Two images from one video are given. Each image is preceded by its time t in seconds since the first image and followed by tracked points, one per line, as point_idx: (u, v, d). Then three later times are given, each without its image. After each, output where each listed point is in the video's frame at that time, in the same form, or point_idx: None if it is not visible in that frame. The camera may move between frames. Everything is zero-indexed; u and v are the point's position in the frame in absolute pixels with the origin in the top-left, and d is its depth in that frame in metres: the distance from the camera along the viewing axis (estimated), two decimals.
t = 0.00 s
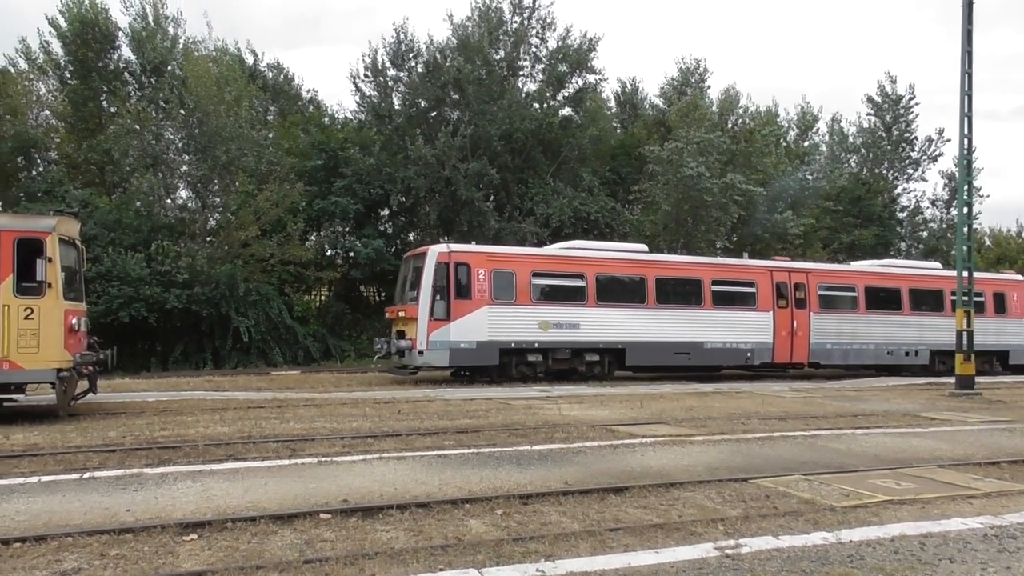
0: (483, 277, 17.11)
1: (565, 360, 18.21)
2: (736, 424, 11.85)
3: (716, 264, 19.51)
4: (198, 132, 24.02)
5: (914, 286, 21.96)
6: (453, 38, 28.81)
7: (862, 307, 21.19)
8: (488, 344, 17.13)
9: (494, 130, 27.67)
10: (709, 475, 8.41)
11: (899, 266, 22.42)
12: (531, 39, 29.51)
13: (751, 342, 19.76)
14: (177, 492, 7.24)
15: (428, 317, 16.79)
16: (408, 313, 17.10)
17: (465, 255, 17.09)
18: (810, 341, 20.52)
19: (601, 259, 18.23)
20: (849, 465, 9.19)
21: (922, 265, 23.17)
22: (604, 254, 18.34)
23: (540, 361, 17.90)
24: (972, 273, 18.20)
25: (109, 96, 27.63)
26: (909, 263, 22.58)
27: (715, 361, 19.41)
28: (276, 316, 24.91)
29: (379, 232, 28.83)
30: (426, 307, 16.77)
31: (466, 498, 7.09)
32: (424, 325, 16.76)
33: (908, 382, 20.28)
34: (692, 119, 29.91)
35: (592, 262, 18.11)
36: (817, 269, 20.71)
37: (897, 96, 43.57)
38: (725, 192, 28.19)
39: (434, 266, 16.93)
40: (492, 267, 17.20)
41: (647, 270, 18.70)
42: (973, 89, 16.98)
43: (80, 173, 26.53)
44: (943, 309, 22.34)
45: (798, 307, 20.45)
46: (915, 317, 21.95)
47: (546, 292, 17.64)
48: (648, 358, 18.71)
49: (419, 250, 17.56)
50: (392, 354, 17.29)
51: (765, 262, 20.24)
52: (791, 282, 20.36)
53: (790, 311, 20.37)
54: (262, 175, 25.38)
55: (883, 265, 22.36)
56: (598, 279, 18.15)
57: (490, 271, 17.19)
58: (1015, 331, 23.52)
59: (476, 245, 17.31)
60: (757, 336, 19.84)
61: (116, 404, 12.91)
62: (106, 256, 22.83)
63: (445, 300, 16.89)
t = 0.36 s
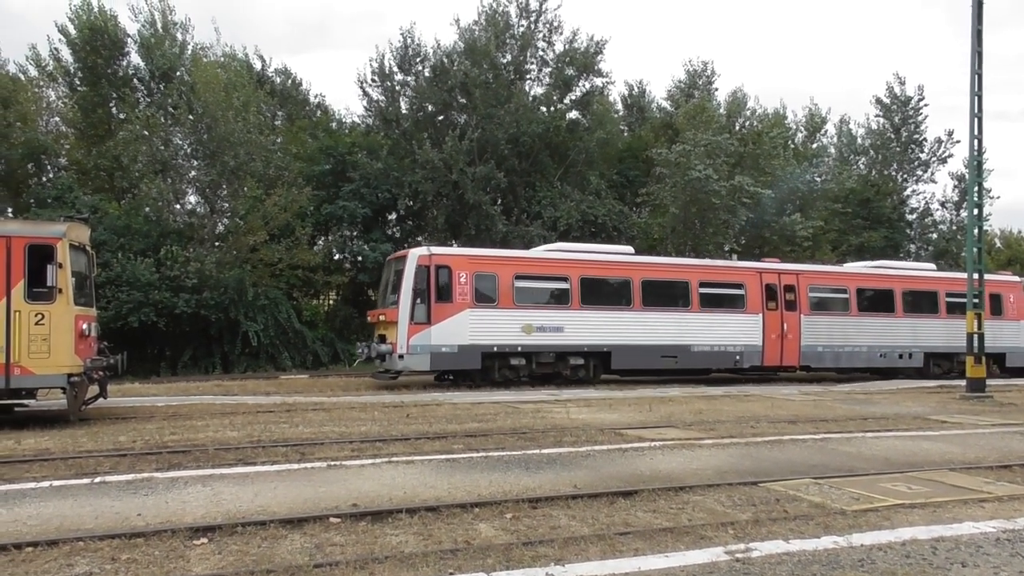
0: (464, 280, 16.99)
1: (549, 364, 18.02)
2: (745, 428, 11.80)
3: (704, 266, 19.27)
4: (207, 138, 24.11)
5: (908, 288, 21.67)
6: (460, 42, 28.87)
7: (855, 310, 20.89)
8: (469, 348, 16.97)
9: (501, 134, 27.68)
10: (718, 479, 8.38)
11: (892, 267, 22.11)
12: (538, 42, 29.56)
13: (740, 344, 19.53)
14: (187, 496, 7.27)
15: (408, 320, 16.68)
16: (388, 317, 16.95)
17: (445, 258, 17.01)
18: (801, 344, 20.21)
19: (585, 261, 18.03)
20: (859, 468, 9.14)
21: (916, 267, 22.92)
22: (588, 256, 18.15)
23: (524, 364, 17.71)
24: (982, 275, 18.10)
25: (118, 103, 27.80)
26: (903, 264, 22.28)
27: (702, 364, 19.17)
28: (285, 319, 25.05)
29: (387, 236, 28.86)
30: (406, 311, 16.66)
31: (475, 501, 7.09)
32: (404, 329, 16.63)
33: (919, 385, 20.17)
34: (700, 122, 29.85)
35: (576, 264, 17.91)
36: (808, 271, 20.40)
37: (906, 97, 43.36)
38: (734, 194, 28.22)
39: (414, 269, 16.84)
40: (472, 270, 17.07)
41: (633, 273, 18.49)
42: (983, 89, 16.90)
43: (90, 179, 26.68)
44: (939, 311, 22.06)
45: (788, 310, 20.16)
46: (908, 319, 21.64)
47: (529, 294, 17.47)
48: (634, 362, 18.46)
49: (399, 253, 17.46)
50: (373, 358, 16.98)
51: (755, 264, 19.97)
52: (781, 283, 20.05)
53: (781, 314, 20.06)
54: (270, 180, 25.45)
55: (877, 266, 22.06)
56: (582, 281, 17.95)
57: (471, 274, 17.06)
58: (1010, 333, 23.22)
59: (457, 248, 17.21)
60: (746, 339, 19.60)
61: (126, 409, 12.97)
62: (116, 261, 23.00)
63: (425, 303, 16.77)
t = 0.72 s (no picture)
0: (440, 281, 16.88)
1: (527, 366, 17.86)
2: (752, 430, 11.77)
3: (686, 267, 19.11)
4: (212, 140, 24.19)
5: (896, 289, 21.42)
6: (465, 44, 28.89)
7: (841, 311, 20.66)
8: (445, 350, 16.83)
9: (506, 136, 27.70)
10: (725, 480, 8.36)
11: (880, 267, 21.91)
12: (543, 44, 29.58)
13: (723, 346, 19.36)
14: (194, 498, 7.28)
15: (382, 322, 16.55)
16: (363, 320, 16.79)
17: (420, 259, 16.90)
18: (786, 345, 20.00)
19: (563, 262, 17.89)
20: (866, 470, 9.11)
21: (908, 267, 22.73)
22: (567, 257, 18.01)
23: (501, 366, 17.57)
24: (989, 276, 18.03)
25: (124, 105, 27.90)
26: (892, 265, 22.07)
27: (685, 366, 18.94)
28: (291, 322, 25.05)
29: (393, 238, 28.98)
30: (380, 313, 16.53)
31: (481, 503, 7.08)
32: (379, 332, 16.47)
33: (926, 386, 20.09)
34: (705, 123, 29.85)
35: (554, 265, 17.78)
36: (793, 271, 20.22)
37: (912, 98, 43.28)
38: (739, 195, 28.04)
39: (388, 270, 16.69)
40: (448, 271, 16.95)
41: (613, 273, 18.33)
42: (990, 89, 16.84)
43: (96, 181, 26.73)
44: (928, 312, 21.82)
45: (772, 311, 19.96)
46: (896, 319, 21.36)
47: (506, 296, 17.33)
48: (614, 364, 18.27)
49: (374, 254, 17.32)
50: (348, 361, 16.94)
51: (738, 264, 19.80)
52: (765, 284, 19.88)
53: (765, 315, 19.86)
54: (276, 183, 25.52)
55: (865, 266, 21.86)
56: (561, 282, 17.81)
57: (447, 275, 16.95)
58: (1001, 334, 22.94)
59: (433, 249, 17.10)
60: (729, 340, 19.40)
61: (133, 412, 13.00)
62: (122, 264, 23.04)
63: (400, 305, 16.64)
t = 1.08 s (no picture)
0: (415, 280, 16.79)
1: (504, 367, 17.73)
2: (759, 431, 11.73)
3: (667, 266, 18.95)
4: (220, 142, 24.24)
5: (884, 289, 21.20)
6: (472, 45, 28.93)
7: (828, 311, 20.46)
8: (419, 351, 16.73)
9: (513, 137, 27.69)
10: (733, 482, 8.34)
11: (869, 267, 21.68)
12: (550, 45, 29.58)
13: (706, 347, 19.16)
14: (202, 498, 7.31)
15: (356, 323, 16.46)
16: (336, 320, 16.70)
17: (395, 259, 16.81)
18: (770, 346, 19.80)
19: (542, 262, 17.78)
20: (874, 471, 9.07)
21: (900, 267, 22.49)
22: (545, 256, 17.89)
23: (478, 367, 17.45)
24: (998, 277, 17.94)
25: (132, 107, 28.01)
26: (881, 265, 21.85)
27: (666, 367, 18.76)
28: (297, 323, 25.03)
29: (399, 239, 29.09)
30: (353, 313, 16.44)
31: (488, 504, 7.09)
32: (352, 332, 16.39)
33: (935, 388, 20.00)
34: (712, 124, 29.84)
35: (532, 265, 17.67)
36: (778, 271, 20.03)
37: (921, 98, 43.12)
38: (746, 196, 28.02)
39: (361, 270, 16.62)
40: (423, 271, 16.87)
41: (593, 273, 18.18)
42: (999, 89, 16.75)
43: (105, 183, 26.72)
44: (918, 312, 21.52)
45: (757, 311, 19.78)
46: (884, 319, 21.11)
47: (482, 295, 17.22)
48: (594, 364, 18.10)
49: (348, 254, 17.23)
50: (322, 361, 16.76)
51: (722, 264, 19.65)
52: (749, 284, 19.73)
53: (749, 315, 19.69)
54: (283, 184, 25.58)
55: (852, 266, 21.68)
56: (539, 282, 17.70)
57: (422, 274, 16.86)
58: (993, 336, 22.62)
59: (408, 248, 17.02)
60: (712, 341, 19.22)
61: (141, 412, 13.06)
62: (130, 265, 23.13)
63: (373, 305, 16.55)
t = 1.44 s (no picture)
0: (385, 281, 16.40)
1: (478, 369, 17.40)
2: (765, 433, 11.71)
3: (645, 266, 18.57)
4: (227, 143, 24.25)
5: (868, 289, 20.84)
6: (478, 46, 28.95)
7: (810, 312, 20.12)
8: (389, 353, 16.36)
9: (518, 138, 27.71)
10: (739, 484, 8.32)
11: (854, 266, 21.33)
12: (555, 46, 29.60)
13: (685, 348, 18.78)
14: (208, 499, 7.33)
15: (324, 324, 16.08)
16: (303, 321, 16.30)
17: (364, 259, 16.41)
18: (751, 347, 19.48)
19: (516, 262, 17.44)
20: (881, 473, 9.04)
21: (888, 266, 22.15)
22: (519, 256, 17.53)
23: (450, 369, 17.11)
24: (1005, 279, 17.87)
25: (139, 108, 28.09)
26: (866, 265, 21.47)
27: (644, 369, 18.40)
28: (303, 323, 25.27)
29: (405, 240, 29.15)
30: (321, 314, 16.06)
31: (494, 505, 7.09)
32: (319, 333, 16.01)
33: (942, 390, 19.94)
34: (718, 125, 29.83)
35: (506, 265, 17.32)
36: (759, 271, 19.68)
37: (928, 99, 43.00)
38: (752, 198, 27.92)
39: (329, 270, 16.22)
40: (394, 271, 16.49)
41: (568, 273, 17.83)
42: (1007, 90, 16.69)
43: (111, 184, 26.77)
44: (902, 313, 21.14)
45: (737, 312, 19.42)
46: (868, 321, 20.75)
47: (455, 296, 16.87)
48: (569, 366, 17.74)
49: (317, 254, 16.81)
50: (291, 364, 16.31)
51: (701, 264, 19.28)
52: (729, 285, 19.39)
53: (729, 316, 19.35)
54: (289, 185, 25.67)
55: (837, 266, 21.30)
56: (512, 283, 17.36)
57: (392, 275, 16.48)
58: (979, 337, 22.26)
59: (378, 248, 16.63)
60: (691, 342, 18.84)
61: (148, 412, 13.11)
62: (137, 266, 23.20)
63: (342, 306, 16.15)
